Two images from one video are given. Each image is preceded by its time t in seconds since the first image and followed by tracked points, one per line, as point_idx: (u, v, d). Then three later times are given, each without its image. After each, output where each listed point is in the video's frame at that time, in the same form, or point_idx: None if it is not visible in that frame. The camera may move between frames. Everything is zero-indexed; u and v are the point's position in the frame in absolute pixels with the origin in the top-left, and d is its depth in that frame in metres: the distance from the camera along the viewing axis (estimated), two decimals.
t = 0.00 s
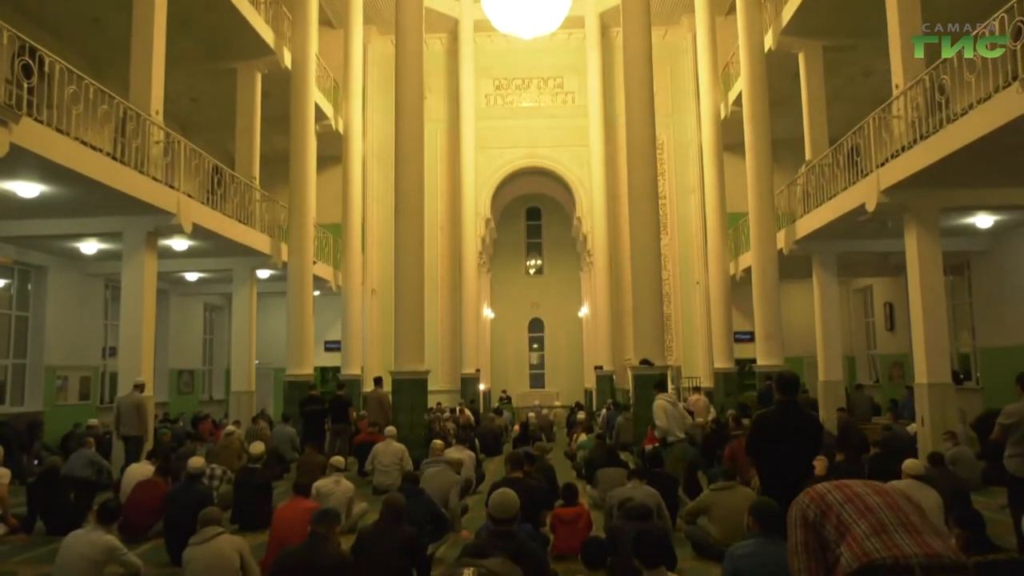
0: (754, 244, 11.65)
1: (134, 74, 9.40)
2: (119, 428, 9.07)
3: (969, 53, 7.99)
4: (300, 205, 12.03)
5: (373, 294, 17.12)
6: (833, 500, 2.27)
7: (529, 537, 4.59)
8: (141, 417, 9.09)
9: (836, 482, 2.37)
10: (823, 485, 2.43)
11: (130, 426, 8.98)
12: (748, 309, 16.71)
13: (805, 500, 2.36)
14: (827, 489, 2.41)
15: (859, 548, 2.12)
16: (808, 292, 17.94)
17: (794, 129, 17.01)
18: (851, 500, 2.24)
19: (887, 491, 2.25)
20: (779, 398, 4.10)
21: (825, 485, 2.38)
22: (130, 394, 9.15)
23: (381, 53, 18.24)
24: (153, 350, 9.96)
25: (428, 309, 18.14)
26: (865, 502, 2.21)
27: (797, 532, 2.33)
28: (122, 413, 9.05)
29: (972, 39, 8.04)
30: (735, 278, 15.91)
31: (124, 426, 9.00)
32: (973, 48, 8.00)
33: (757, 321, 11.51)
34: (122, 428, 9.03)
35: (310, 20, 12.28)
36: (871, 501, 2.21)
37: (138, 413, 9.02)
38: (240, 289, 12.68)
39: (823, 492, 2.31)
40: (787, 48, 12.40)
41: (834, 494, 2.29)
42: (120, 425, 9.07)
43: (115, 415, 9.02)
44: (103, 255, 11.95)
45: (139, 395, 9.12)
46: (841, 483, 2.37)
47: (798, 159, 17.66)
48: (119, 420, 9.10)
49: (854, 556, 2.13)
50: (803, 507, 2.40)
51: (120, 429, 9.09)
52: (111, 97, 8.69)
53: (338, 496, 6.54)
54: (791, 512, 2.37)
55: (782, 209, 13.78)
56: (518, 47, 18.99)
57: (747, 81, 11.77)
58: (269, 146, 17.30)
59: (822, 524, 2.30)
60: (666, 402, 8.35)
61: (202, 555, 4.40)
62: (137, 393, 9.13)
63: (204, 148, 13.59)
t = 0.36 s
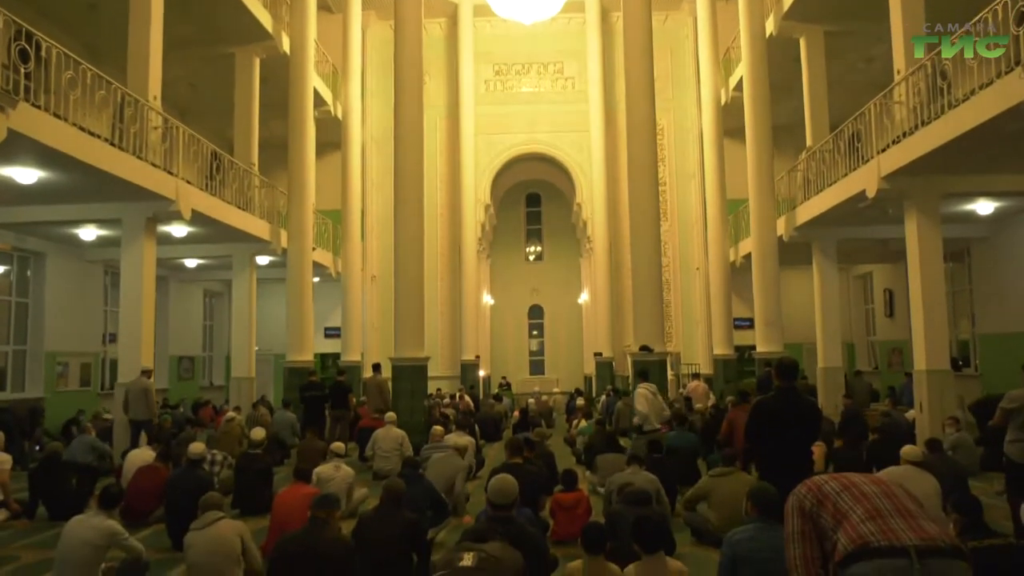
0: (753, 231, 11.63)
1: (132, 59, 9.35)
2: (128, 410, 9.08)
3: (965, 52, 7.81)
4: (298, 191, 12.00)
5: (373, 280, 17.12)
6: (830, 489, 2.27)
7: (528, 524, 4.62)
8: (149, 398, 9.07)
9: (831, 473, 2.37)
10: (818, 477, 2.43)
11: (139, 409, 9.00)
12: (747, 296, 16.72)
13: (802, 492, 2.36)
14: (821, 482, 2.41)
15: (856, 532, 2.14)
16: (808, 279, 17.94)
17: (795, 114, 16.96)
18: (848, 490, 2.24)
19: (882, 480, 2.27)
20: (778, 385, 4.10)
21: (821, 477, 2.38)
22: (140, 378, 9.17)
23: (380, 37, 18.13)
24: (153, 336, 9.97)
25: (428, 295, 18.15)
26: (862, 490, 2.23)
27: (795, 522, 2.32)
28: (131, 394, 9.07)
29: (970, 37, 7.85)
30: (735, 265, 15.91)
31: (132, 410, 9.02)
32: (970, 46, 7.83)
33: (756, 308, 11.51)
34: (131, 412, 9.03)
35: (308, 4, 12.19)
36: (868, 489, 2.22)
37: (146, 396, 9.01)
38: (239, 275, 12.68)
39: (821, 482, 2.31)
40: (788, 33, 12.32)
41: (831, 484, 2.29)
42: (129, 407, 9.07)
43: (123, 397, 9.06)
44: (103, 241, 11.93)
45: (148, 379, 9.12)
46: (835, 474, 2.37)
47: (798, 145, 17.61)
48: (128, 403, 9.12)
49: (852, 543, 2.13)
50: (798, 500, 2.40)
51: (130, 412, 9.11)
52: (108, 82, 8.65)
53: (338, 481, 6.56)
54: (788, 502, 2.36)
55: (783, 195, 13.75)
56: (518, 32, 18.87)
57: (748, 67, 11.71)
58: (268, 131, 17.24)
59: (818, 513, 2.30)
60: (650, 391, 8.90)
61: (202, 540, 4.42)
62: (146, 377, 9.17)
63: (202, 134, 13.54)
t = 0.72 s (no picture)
0: (753, 217, 11.62)
1: (129, 44, 9.30)
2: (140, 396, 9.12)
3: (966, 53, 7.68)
4: (297, 176, 11.97)
5: (373, 266, 17.10)
6: (829, 475, 2.27)
7: (528, 508, 4.65)
8: (161, 385, 9.13)
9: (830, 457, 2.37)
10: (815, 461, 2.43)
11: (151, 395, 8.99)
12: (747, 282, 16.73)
13: (802, 477, 2.36)
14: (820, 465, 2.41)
15: (854, 518, 2.15)
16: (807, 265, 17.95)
17: (796, 100, 16.88)
18: (846, 476, 2.24)
19: (880, 466, 2.27)
20: (776, 369, 4.11)
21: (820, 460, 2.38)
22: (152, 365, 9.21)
23: (378, 21, 18.03)
24: (153, 322, 9.98)
25: (428, 280, 18.16)
26: (861, 476, 2.23)
27: (796, 507, 2.34)
28: (143, 380, 9.12)
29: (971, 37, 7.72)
30: (734, 251, 15.93)
31: (143, 396, 9.07)
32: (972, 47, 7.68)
33: (756, 294, 11.51)
34: (143, 398, 9.07)
35: None
36: (866, 475, 2.22)
37: (158, 383, 9.05)
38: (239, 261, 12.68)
39: (819, 467, 2.31)
40: (789, 18, 12.25)
41: (830, 469, 2.29)
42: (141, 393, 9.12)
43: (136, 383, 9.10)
44: (102, 227, 11.92)
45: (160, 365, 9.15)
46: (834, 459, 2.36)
47: (799, 131, 17.56)
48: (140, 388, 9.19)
49: (850, 528, 2.15)
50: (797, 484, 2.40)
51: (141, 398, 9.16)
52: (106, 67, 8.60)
53: (338, 467, 6.57)
54: (787, 487, 2.37)
55: (783, 181, 13.72)
56: (518, 17, 18.76)
57: (749, 52, 11.66)
58: (267, 117, 17.17)
59: (817, 498, 2.31)
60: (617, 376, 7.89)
61: (203, 526, 4.44)
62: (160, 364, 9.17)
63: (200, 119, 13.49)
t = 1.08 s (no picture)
0: (754, 203, 11.61)
1: (126, 28, 9.25)
2: (153, 380, 9.27)
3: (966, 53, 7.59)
4: (296, 161, 11.93)
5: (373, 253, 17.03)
6: (828, 461, 2.28)
7: (528, 493, 4.67)
8: (175, 368, 9.36)
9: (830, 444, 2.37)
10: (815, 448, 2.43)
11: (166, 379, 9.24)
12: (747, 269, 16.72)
13: (802, 463, 2.36)
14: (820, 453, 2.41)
15: (853, 502, 2.16)
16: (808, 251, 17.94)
17: (798, 85, 16.79)
18: (845, 461, 2.25)
19: (879, 451, 2.28)
20: (775, 355, 4.11)
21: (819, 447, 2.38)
22: (164, 349, 9.41)
23: (378, 6, 17.94)
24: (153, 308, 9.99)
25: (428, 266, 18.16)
26: (859, 461, 2.24)
27: (795, 491, 2.34)
28: (156, 364, 9.28)
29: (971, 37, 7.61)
30: (735, 237, 15.91)
31: (159, 378, 9.24)
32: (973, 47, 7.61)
33: (756, 280, 11.50)
34: (156, 383, 9.24)
35: None
36: (865, 460, 2.24)
37: (175, 366, 9.30)
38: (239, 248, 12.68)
39: (818, 453, 2.32)
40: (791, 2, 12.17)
41: (829, 455, 2.30)
42: (154, 378, 9.27)
43: (149, 366, 9.24)
44: (101, 213, 11.90)
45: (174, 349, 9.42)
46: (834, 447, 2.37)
47: (800, 116, 17.50)
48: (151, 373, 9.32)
49: (847, 511, 2.16)
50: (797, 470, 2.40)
51: (153, 382, 9.30)
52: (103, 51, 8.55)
53: (338, 452, 6.59)
54: (786, 473, 2.37)
55: (783, 167, 13.68)
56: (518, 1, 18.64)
57: (750, 36, 11.59)
58: (265, 102, 17.10)
59: (816, 483, 2.31)
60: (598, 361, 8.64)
61: (203, 510, 4.46)
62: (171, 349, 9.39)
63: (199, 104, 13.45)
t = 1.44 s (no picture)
0: (754, 187, 11.58)
1: (123, 10, 9.18)
2: (159, 364, 9.34)
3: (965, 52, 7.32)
4: (295, 144, 11.88)
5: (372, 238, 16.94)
6: (827, 444, 2.28)
7: (528, 476, 4.68)
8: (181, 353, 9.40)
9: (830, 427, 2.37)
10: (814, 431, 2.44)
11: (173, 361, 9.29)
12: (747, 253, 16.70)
13: (801, 446, 2.36)
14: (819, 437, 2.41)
15: (851, 485, 2.17)
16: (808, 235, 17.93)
17: (800, 68, 16.68)
18: (844, 444, 2.26)
19: (878, 435, 2.28)
20: (775, 339, 4.10)
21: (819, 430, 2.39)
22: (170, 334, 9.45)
23: None
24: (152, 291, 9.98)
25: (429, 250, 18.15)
26: (858, 444, 2.24)
27: (794, 475, 2.34)
28: (163, 349, 9.34)
29: (971, 36, 7.36)
30: (735, 221, 15.87)
31: (165, 363, 9.28)
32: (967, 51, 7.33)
33: (756, 265, 11.46)
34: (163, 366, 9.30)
35: None
36: (863, 443, 2.24)
37: (181, 351, 9.35)
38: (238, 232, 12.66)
39: (817, 436, 2.32)
40: None
41: (827, 438, 2.30)
42: (161, 361, 9.34)
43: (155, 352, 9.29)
44: (100, 197, 11.87)
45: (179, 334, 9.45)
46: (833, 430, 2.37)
47: (801, 99, 17.41)
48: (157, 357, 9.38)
49: (846, 494, 2.16)
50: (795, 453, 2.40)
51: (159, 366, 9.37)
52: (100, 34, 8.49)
53: (337, 436, 6.59)
54: (785, 455, 2.38)
55: (784, 150, 13.63)
56: None
57: (752, 19, 11.50)
58: (264, 85, 17.01)
59: (815, 466, 2.31)
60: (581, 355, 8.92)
61: (204, 493, 4.48)
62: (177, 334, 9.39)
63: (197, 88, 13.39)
